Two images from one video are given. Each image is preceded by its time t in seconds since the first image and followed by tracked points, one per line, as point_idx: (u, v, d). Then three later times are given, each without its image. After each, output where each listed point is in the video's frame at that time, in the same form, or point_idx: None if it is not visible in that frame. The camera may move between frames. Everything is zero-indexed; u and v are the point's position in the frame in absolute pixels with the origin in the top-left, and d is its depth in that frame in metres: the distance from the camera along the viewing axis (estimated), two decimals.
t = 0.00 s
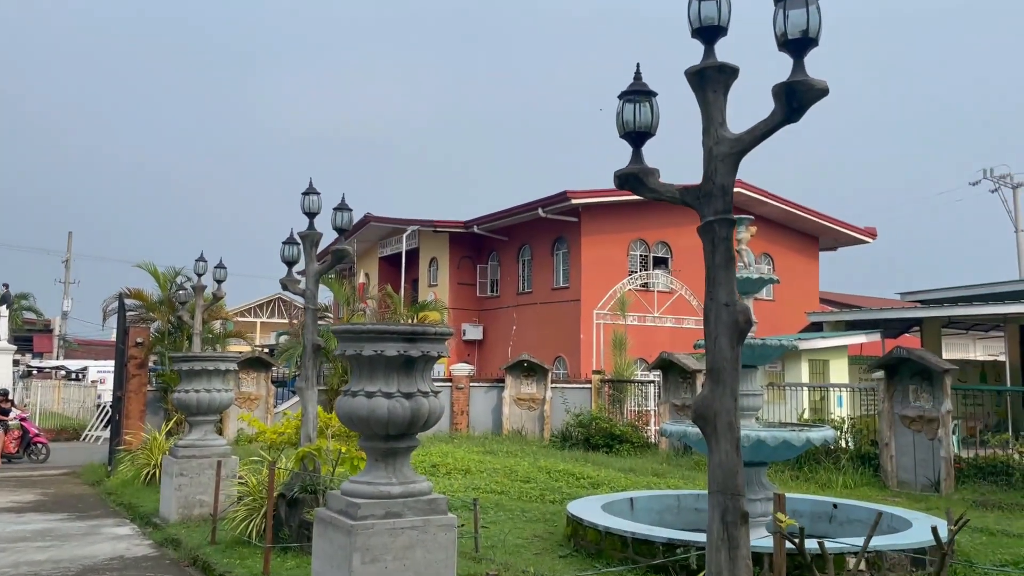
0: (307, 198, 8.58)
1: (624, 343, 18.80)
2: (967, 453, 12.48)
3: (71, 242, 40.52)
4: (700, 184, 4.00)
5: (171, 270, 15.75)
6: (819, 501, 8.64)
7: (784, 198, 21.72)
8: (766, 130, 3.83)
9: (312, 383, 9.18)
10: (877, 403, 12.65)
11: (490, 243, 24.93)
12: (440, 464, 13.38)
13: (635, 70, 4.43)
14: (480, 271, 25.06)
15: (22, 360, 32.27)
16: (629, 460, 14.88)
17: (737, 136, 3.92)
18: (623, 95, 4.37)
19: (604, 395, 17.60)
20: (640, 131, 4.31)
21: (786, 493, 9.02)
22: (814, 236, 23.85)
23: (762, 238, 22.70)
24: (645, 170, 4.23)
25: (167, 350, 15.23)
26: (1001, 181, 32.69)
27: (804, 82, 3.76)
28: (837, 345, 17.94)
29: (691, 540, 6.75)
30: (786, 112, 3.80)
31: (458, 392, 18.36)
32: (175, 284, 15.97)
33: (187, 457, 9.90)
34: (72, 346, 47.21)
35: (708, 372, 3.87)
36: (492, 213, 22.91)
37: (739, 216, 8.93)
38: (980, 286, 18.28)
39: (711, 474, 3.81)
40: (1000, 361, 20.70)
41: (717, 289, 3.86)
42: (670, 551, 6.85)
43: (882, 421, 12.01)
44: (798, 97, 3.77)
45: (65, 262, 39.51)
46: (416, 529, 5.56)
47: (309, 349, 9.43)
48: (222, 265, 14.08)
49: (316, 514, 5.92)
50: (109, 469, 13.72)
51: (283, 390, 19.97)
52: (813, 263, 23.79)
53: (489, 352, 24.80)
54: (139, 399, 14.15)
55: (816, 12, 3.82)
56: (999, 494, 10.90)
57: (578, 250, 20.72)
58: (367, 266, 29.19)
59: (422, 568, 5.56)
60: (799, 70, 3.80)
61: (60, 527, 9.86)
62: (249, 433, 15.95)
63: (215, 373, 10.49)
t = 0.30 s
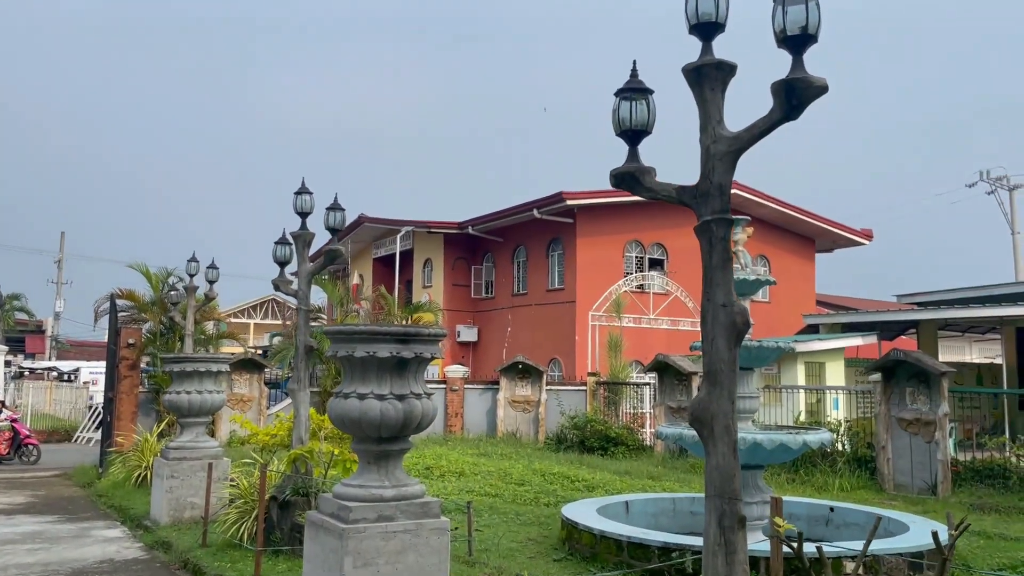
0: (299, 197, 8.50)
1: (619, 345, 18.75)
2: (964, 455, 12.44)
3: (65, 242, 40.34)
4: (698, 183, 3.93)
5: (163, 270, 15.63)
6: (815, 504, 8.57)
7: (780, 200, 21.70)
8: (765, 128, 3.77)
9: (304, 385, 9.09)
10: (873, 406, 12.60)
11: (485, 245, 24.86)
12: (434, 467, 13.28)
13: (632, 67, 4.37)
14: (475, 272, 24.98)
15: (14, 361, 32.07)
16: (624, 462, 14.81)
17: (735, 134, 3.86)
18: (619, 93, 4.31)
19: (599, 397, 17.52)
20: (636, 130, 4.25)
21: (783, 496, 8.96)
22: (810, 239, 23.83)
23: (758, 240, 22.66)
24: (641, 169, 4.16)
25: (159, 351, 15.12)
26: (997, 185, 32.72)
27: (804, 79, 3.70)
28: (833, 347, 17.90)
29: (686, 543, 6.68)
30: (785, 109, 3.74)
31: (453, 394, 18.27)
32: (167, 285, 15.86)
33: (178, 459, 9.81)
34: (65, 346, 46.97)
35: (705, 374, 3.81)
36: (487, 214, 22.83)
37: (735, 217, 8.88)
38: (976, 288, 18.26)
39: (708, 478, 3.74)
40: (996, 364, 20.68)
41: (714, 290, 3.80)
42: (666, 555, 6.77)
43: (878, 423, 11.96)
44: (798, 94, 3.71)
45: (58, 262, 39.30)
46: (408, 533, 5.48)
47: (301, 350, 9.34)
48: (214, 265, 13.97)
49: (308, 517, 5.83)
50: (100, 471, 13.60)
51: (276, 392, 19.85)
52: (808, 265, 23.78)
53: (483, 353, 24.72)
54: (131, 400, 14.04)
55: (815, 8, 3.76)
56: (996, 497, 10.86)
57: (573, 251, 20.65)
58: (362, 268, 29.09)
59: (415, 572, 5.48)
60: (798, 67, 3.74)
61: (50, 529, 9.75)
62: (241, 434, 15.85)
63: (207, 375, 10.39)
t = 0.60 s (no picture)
0: (297, 198, 8.50)
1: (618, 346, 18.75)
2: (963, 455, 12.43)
3: (65, 243, 40.33)
4: (692, 183, 3.92)
5: (163, 271, 15.64)
6: (814, 504, 8.56)
7: (780, 200, 21.68)
8: (759, 128, 3.76)
9: (301, 385, 9.08)
10: (872, 407, 12.60)
11: (485, 245, 24.86)
12: (434, 468, 13.27)
13: (627, 67, 4.36)
14: (475, 273, 24.98)
15: (15, 362, 32.08)
16: (624, 463, 14.80)
17: (730, 133, 3.85)
18: (615, 92, 4.30)
19: (598, 398, 17.49)
20: (632, 130, 4.24)
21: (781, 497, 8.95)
22: (810, 239, 23.81)
23: (758, 240, 22.65)
24: (636, 169, 4.15)
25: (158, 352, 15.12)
26: (997, 186, 32.70)
27: (798, 78, 3.69)
28: (833, 348, 17.88)
29: (684, 544, 6.67)
30: (780, 109, 3.73)
31: (452, 395, 18.23)
32: (167, 286, 15.86)
33: (177, 459, 9.81)
34: (66, 347, 47.01)
35: (700, 375, 3.80)
36: (487, 215, 22.83)
37: (733, 217, 8.87)
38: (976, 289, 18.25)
39: (703, 479, 3.73)
40: (996, 364, 20.66)
41: (709, 290, 3.78)
42: (663, 556, 6.76)
43: (878, 424, 11.94)
44: (792, 93, 3.70)
45: (58, 263, 39.28)
46: (405, 534, 5.47)
47: (299, 350, 9.33)
48: (213, 266, 13.96)
49: (304, 518, 5.82)
50: (99, 472, 13.59)
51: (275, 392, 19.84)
52: (809, 265, 23.76)
53: (483, 354, 24.71)
54: (130, 401, 14.03)
55: (810, 7, 3.75)
56: (995, 498, 10.84)
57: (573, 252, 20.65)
58: (362, 268, 29.10)
59: (411, 573, 5.47)
60: (792, 66, 3.73)
61: (49, 530, 9.74)
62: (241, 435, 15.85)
63: (206, 376, 10.39)
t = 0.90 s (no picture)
0: (298, 198, 8.50)
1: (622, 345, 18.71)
2: (967, 455, 12.38)
3: (70, 244, 40.46)
4: (689, 183, 3.91)
5: (166, 272, 15.66)
6: (816, 505, 8.53)
7: (783, 200, 21.63)
8: (756, 127, 3.75)
9: (303, 386, 9.08)
10: (876, 407, 12.57)
11: (488, 245, 24.85)
12: (436, 468, 13.27)
13: (624, 67, 4.34)
14: (478, 273, 24.98)
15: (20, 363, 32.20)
16: (627, 463, 14.78)
17: (727, 133, 3.84)
18: (612, 92, 4.29)
19: (602, 399, 17.45)
20: (629, 130, 4.23)
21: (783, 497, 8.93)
22: (814, 238, 23.75)
23: (762, 240, 22.60)
24: (633, 169, 4.14)
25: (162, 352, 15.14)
26: (1003, 184, 32.57)
27: (795, 77, 3.68)
28: (837, 347, 17.83)
29: (685, 545, 6.65)
30: (776, 108, 3.72)
31: (455, 395, 18.18)
32: (170, 287, 15.88)
33: (179, 460, 9.82)
34: (70, 347, 47.17)
35: (698, 375, 3.78)
36: (490, 215, 22.82)
37: (735, 217, 8.84)
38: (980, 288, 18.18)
39: (700, 480, 3.72)
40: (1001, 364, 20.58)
41: (706, 291, 3.77)
42: (664, 557, 6.74)
43: (881, 424, 11.89)
44: (789, 92, 3.69)
45: (63, 264, 39.39)
46: (404, 535, 5.46)
47: (300, 351, 9.32)
48: (216, 266, 13.97)
49: (303, 519, 5.81)
50: (102, 473, 13.61)
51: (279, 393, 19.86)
52: (813, 265, 23.70)
53: (487, 354, 24.71)
54: (134, 402, 14.07)
55: (807, 6, 3.73)
56: (1000, 498, 10.79)
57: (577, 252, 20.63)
58: (365, 269, 29.12)
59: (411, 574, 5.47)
60: (790, 65, 3.72)
61: (51, 531, 9.76)
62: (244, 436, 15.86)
63: (208, 376, 10.40)
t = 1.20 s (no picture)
0: (302, 198, 8.50)
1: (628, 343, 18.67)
2: (975, 453, 12.32)
3: (78, 245, 40.65)
4: (690, 180, 3.89)
5: (172, 272, 15.69)
6: (823, 503, 8.49)
7: (790, 197, 21.55)
8: (757, 124, 3.73)
9: (307, 386, 9.09)
10: (883, 405, 12.52)
11: (494, 244, 24.85)
12: (442, 467, 13.26)
13: (625, 64, 4.32)
14: (484, 272, 24.99)
15: (28, 364, 32.35)
16: (633, 462, 14.76)
17: (728, 130, 3.82)
18: (612, 89, 4.27)
19: (608, 397, 17.59)
20: (630, 127, 4.21)
21: (789, 495, 8.89)
22: (821, 235, 23.66)
23: (768, 237, 22.54)
24: (634, 166, 4.12)
25: (168, 352, 15.16)
26: (1011, 180, 32.36)
27: (795, 74, 3.66)
28: (844, 345, 17.76)
29: (690, 544, 6.64)
30: (777, 105, 3.70)
31: (461, 394, 18.08)
32: (176, 287, 15.92)
33: (185, 460, 9.83)
34: (78, 347, 47.42)
35: (699, 374, 3.76)
36: (496, 214, 22.82)
37: (740, 215, 8.81)
38: (988, 285, 18.09)
39: (701, 479, 3.70)
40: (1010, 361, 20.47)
41: (707, 288, 3.75)
42: (669, 556, 6.73)
43: (888, 422, 11.84)
44: (789, 89, 3.67)
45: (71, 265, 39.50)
46: (407, 534, 5.46)
47: (304, 350, 9.31)
48: (222, 266, 13.99)
49: (307, 519, 5.81)
50: (109, 473, 13.63)
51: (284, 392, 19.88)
52: (820, 263, 23.61)
53: (493, 353, 24.71)
54: (141, 401, 14.11)
55: (807, 2, 3.71)
56: (1008, 496, 10.74)
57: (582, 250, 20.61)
58: (371, 268, 29.15)
59: (414, 573, 5.46)
60: (790, 62, 3.69)
61: (58, 531, 9.79)
62: (250, 436, 15.89)
63: (213, 376, 10.42)
